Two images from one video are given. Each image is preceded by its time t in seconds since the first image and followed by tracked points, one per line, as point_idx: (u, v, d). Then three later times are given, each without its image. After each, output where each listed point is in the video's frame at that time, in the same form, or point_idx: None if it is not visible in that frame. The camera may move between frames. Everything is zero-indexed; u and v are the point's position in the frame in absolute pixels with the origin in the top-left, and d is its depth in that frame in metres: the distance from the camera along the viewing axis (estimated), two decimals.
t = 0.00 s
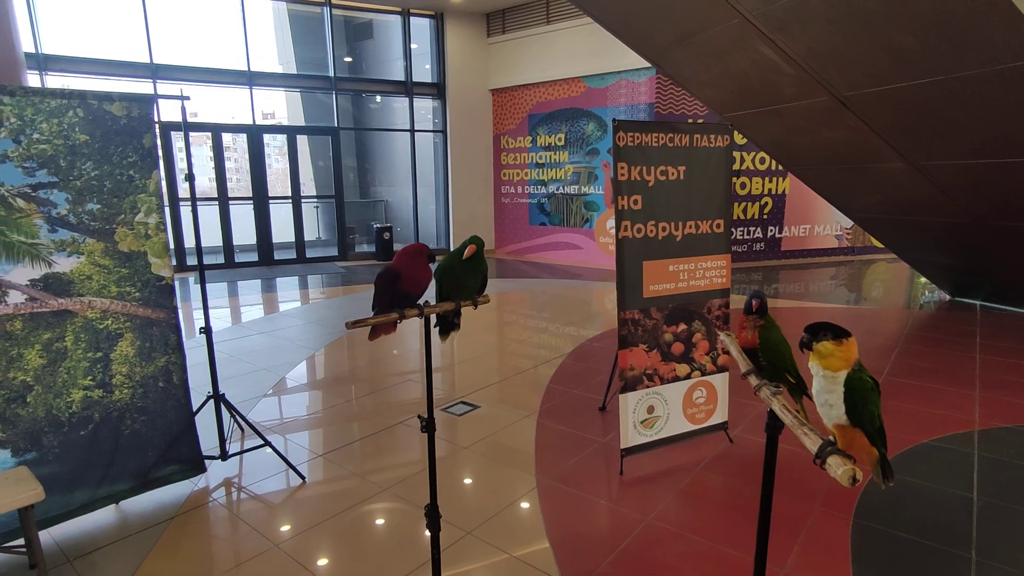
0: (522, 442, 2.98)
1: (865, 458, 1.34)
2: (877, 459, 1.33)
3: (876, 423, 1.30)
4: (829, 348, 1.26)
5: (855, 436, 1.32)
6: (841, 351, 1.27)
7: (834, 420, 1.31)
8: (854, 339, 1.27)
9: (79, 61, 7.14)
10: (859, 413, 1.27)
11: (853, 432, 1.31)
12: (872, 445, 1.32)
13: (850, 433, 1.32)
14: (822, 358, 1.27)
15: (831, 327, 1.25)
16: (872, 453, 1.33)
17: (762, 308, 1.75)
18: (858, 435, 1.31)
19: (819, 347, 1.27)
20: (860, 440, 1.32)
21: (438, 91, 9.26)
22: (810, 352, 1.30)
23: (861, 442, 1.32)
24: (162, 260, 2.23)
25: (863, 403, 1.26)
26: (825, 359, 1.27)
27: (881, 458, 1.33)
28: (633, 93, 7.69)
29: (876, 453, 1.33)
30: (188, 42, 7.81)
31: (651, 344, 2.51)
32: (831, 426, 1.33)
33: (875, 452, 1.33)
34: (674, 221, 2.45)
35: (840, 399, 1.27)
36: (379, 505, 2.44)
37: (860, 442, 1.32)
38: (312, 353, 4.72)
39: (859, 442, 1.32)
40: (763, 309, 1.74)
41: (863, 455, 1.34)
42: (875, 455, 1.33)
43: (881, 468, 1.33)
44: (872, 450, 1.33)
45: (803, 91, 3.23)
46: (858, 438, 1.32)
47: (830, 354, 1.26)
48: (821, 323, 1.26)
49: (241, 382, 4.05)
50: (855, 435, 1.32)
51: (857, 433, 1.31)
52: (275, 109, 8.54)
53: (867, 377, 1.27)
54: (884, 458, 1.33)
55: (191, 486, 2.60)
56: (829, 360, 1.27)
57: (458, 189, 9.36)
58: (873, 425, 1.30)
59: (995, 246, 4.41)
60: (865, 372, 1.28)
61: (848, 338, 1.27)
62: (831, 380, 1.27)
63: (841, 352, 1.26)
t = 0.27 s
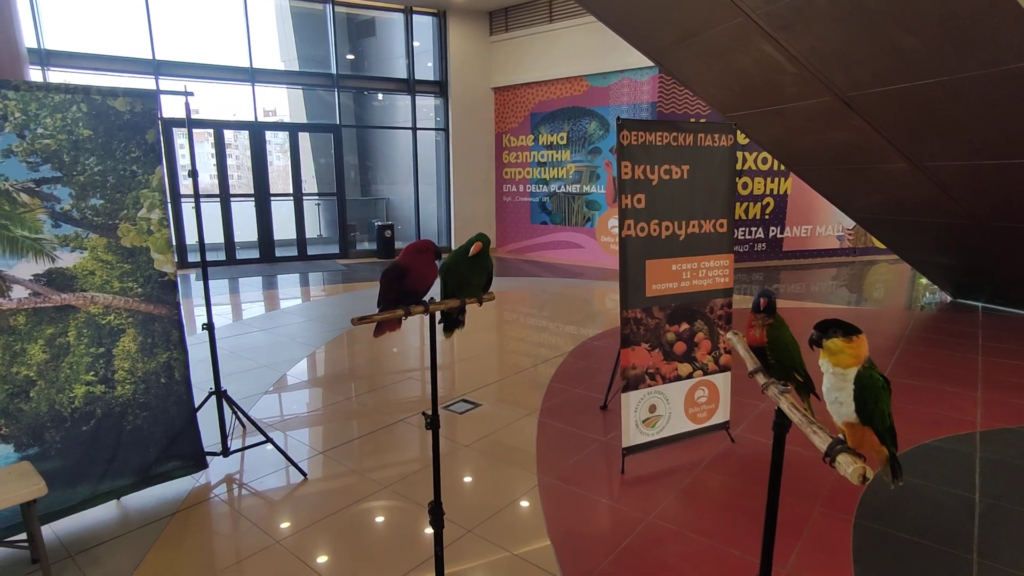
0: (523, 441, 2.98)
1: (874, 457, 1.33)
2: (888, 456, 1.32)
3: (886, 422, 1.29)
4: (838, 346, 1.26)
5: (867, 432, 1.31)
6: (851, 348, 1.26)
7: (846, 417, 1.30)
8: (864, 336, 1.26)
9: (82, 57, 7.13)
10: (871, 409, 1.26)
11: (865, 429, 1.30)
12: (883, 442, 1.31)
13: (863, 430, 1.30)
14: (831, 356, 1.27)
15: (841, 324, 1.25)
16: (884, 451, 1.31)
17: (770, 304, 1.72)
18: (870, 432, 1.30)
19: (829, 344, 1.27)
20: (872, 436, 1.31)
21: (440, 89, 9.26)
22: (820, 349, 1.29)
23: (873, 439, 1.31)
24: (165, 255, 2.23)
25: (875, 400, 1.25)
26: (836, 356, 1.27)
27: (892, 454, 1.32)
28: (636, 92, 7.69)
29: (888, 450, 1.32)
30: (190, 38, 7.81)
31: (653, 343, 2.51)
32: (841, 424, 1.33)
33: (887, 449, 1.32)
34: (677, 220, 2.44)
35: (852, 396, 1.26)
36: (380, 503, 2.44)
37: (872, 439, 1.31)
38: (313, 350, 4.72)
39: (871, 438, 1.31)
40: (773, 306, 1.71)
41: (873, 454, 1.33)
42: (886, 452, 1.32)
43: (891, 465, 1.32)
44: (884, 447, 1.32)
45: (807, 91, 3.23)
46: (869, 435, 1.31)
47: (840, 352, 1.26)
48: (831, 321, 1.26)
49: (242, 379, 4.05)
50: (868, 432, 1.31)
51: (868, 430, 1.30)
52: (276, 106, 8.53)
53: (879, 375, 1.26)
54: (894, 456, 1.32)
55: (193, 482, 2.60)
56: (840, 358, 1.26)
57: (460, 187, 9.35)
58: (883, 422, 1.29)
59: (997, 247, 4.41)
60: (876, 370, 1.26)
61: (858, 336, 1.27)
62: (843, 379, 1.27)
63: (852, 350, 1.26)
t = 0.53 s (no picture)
0: (522, 439, 2.98)
1: (876, 454, 1.31)
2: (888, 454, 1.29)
3: (888, 418, 1.27)
4: (839, 343, 1.27)
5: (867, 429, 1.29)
6: (853, 346, 1.27)
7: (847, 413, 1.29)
8: (866, 333, 1.26)
9: (81, 53, 7.11)
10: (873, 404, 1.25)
11: (865, 426, 1.29)
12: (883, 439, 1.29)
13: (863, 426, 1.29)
14: (833, 353, 1.28)
15: (843, 322, 1.25)
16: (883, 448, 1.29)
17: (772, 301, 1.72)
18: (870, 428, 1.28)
19: (831, 342, 1.27)
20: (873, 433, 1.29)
21: (440, 87, 9.25)
22: (822, 347, 1.30)
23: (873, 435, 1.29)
24: (165, 252, 2.23)
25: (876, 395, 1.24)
26: (838, 353, 1.27)
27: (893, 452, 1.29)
28: (636, 91, 7.69)
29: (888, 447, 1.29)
30: (190, 35, 7.79)
31: (653, 342, 2.51)
32: (842, 421, 1.32)
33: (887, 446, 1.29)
34: (677, 219, 2.44)
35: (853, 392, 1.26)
36: (378, 501, 2.44)
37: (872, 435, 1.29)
38: (312, 348, 4.72)
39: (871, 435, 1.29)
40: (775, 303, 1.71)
41: (875, 451, 1.31)
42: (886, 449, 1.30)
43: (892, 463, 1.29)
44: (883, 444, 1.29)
45: (807, 91, 3.23)
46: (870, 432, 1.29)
47: (842, 350, 1.26)
48: (832, 320, 1.26)
49: (242, 377, 4.05)
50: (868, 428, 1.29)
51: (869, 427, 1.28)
52: (276, 103, 8.51)
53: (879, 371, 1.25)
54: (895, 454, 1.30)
55: (192, 479, 2.60)
56: (841, 355, 1.27)
57: (459, 185, 9.34)
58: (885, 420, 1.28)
59: (997, 247, 4.42)
60: (876, 365, 1.26)
61: (860, 334, 1.27)
62: (844, 377, 1.27)
63: (853, 347, 1.26)
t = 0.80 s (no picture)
0: (520, 437, 2.98)
1: (874, 451, 1.31)
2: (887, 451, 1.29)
3: (886, 415, 1.27)
4: (835, 340, 1.28)
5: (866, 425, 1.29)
6: (847, 343, 1.28)
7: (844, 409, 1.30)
8: (861, 330, 1.27)
9: (76, 50, 7.07)
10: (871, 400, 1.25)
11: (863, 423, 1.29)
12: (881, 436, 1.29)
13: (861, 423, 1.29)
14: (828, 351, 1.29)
15: (837, 319, 1.26)
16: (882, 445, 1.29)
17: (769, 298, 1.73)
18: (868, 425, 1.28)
19: (825, 339, 1.29)
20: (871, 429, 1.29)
21: (438, 85, 9.23)
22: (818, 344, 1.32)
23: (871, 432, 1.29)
24: (162, 250, 2.22)
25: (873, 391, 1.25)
26: (833, 349, 1.28)
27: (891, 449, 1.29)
28: (634, 90, 7.69)
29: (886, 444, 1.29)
30: (187, 32, 7.75)
31: (651, 340, 2.51)
32: (840, 418, 1.32)
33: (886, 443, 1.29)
34: (675, 217, 2.45)
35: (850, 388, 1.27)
36: (376, 499, 2.44)
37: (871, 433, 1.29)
38: (309, 346, 4.71)
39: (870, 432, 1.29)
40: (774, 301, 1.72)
41: (872, 447, 1.31)
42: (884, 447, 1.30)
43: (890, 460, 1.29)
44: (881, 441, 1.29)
45: (804, 90, 3.23)
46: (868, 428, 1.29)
47: (836, 347, 1.28)
48: (827, 317, 1.28)
49: (238, 375, 4.04)
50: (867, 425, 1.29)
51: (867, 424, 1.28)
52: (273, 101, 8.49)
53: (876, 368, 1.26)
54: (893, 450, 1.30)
55: (189, 477, 2.60)
56: (837, 350, 1.28)
57: (457, 184, 9.33)
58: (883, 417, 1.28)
59: (992, 247, 4.44)
60: (873, 361, 1.27)
61: (856, 330, 1.28)
62: (841, 372, 1.28)
63: (848, 344, 1.27)
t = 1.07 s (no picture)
0: (515, 436, 2.98)
1: (866, 451, 1.34)
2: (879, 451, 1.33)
3: (880, 415, 1.28)
4: (827, 342, 1.27)
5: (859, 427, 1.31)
6: (838, 344, 1.27)
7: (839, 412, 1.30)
8: (853, 330, 1.26)
9: (68, 47, 7.02)
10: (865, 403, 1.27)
11: (857, 424, 1.31)
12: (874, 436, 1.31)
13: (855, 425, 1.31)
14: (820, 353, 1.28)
15: (828, 321, 1.25)
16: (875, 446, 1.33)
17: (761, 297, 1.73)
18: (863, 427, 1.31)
19: (816, 342, 1.27)
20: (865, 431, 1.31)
21: (433, 84, 9.21)
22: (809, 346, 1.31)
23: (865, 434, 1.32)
24: (154, 249, 2.21)
25: (867, 392, 1.26)
26: (825, 352, 1.28)
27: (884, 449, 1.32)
28: (629, 89, 7.69)
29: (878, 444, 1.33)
30: (180, 30, 7.70)
31: (646, 339, 2.51)
32: (834, 419, 1.33)
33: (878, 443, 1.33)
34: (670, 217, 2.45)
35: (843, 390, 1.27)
36: (371, 499, 2.43)
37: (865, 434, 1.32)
38: (304, 345, 4.70)
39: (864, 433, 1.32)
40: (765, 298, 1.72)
41: (865, 447, 1.34)
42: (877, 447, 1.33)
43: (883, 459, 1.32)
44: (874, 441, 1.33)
45: (799, 89, 3.24)
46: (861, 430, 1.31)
47: (827, 349, 1.27)
48: (818, 319, 1.27)
49: (233, 374, 4.02)
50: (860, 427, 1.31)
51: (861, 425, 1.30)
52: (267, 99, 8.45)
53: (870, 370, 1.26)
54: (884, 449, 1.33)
55: (183, 477, 2.58)
56: (829, 353, 1.27)
57: (452, 182, 9.31)
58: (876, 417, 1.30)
59: (984, 245, 4.47)
60: (866, 364, 1.27)
61: (849, 331, 1.27)
62: (835, 374, 1.28)
63: (839, 346, 1.27)
